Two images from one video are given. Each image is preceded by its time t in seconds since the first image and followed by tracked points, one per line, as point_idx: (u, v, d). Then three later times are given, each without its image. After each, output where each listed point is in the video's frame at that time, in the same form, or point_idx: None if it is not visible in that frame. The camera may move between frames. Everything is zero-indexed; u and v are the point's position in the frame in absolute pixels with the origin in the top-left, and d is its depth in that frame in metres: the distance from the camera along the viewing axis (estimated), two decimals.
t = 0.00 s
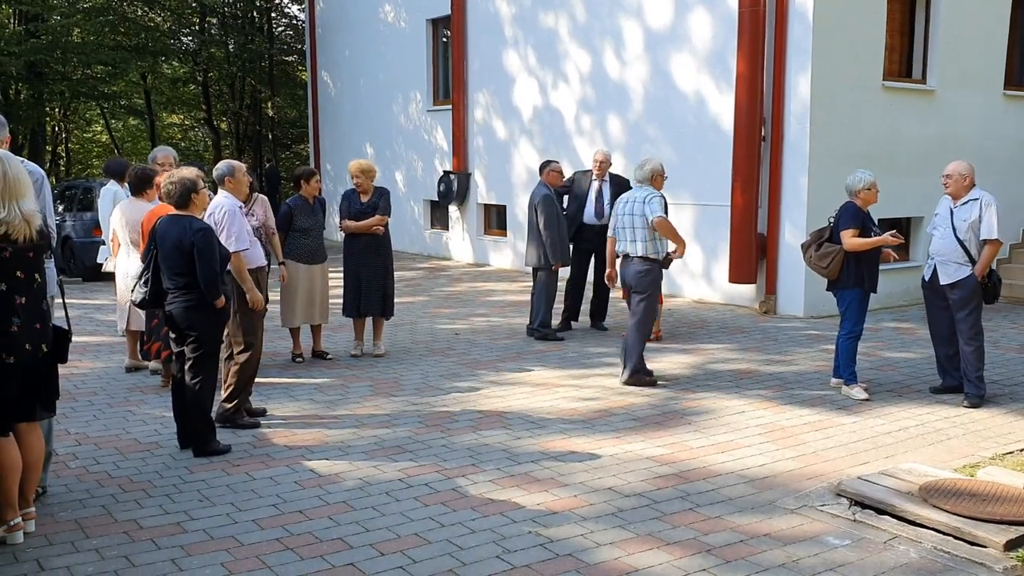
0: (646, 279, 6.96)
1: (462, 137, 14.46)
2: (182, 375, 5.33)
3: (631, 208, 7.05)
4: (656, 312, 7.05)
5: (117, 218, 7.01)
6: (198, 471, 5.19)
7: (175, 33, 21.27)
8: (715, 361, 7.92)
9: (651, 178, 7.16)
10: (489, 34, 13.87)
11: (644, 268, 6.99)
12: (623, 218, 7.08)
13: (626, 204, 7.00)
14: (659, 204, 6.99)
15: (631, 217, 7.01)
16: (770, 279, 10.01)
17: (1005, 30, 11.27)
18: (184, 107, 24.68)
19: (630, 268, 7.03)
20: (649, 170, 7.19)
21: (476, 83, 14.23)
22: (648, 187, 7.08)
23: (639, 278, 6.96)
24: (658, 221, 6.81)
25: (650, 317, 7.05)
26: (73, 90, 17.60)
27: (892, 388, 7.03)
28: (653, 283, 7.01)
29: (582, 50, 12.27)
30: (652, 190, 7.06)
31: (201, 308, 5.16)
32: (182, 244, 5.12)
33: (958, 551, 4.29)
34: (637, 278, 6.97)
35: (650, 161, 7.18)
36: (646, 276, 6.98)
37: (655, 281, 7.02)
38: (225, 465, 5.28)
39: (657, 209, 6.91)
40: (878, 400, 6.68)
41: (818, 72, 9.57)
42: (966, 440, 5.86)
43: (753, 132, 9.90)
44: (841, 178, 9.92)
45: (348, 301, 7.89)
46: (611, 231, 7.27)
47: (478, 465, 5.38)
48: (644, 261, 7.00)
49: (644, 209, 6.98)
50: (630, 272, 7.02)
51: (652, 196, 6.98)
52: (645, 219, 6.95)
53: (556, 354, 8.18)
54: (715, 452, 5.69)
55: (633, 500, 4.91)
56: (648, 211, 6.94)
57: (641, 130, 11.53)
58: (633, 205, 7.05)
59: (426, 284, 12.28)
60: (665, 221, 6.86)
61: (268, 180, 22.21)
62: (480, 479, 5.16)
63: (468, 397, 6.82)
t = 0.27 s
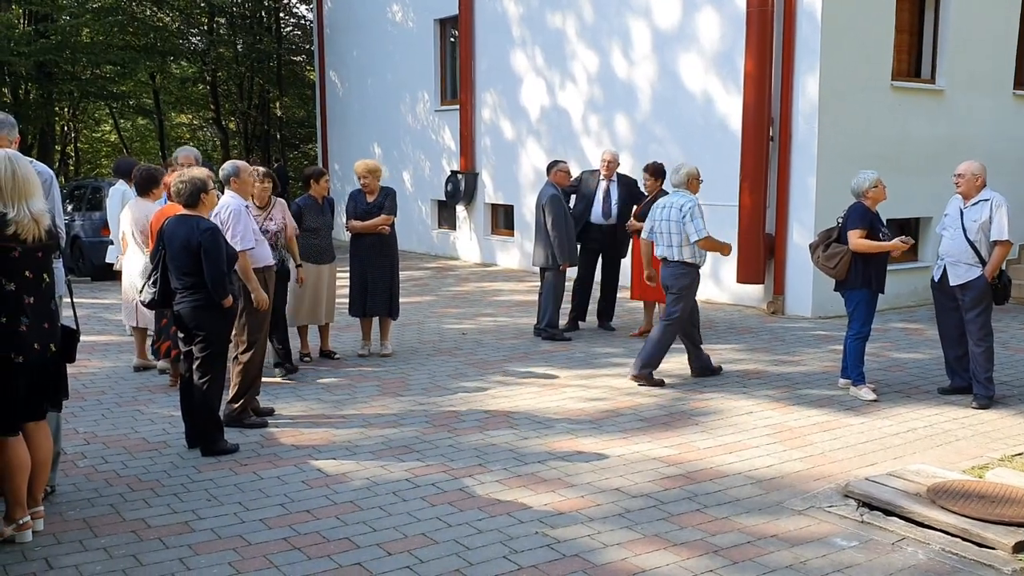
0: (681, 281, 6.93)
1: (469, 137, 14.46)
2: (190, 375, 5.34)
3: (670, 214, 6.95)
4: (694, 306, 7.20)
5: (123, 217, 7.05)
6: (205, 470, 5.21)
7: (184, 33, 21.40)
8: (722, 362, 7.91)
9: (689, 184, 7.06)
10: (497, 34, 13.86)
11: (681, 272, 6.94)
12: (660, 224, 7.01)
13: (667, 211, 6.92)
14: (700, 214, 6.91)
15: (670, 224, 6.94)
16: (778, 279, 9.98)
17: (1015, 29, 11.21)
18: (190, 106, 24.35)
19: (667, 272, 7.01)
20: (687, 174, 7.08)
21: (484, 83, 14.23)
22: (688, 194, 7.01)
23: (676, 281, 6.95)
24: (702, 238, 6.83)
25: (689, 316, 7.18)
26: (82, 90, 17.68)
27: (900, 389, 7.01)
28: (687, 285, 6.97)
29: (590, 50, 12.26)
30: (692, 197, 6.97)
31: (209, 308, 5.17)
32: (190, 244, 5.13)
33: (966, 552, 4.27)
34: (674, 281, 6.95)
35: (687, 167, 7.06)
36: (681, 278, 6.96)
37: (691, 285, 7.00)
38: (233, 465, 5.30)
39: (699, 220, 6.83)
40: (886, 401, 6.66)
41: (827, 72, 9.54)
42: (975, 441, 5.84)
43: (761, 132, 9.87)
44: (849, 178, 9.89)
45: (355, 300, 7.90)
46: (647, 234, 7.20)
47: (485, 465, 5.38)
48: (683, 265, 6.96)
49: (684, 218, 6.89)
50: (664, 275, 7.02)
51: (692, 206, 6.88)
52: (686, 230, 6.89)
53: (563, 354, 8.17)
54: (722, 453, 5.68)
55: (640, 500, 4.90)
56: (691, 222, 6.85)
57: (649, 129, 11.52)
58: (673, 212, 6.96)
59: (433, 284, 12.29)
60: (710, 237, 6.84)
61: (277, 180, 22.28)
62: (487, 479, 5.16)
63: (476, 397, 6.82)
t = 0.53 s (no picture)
0: (720, 278, 7.20)
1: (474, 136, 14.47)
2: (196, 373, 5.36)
3: (705, 210, 7.22)
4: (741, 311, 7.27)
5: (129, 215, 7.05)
6: (210, 468, 5.22)
7: (190, 31, 21.66)
8: (727, 363, 7.90)
9: (724, 181, 7.29)
10: (503, 33, 13.86)
11: (718, 268, 7.22)
12: (696, 221, 7.28)
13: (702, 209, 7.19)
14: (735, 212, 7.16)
15: (703, 220, 7.22)
16: (783, 280, 9.97)
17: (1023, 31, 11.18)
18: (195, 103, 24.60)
19: (704, 267, 7.28)
20: (722, 171, 7.30)
21: (489, 82, 14.24)
22: (722, 191, 7.25)
23: (712, 277, 7.22)
24: (737, 237, 7.11)
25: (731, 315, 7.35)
26: (89, 88, 17.73)
27: (905, 391, 7.00)
28: (728, 282, 7.22)
29: (595, 50, 12.25)
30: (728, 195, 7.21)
31: (214, 307, 5.18)
32: (195, 242, 5.13)
33: (971, 555, 4.26)
34: (710, 276, 7.22)
35: (723, 165, 7.27)
36: (718, 274, 7.22)
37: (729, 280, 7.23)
38: (237, 463, 5.30)
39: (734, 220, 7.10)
40: (891, 403, 6.65)
41: (833, 73, 9.52)
42: (980, 443, 5.83)
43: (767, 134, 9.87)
44: (854, 179, 9.87)
45: (359, 299, 7.91)
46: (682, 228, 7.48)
47: (489, 465, 5.39)
48: (718, 260, 7.23)
49: (720, 217, 7.14)
50: (701, 270, 7.29)
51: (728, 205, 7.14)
52: (720, 227, 7.15)
53: (567, 354, 8.17)
54: (727, 454, 5.67)
55: (644, 501, 4.90)
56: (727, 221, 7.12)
57: (654, 129, 11.51)
58: (707, 209, 7.23)
59: (438, 283, 12.29)
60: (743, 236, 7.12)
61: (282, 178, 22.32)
62: (492, 479, 5.17)
63: (480, 397, 6.83)
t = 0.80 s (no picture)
0: (757, 281, 7.15)
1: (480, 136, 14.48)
2: (200, 372, 5.37)
3: (741, 214, 7.09)
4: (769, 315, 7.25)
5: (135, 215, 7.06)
6: (215, 466, 5.23)
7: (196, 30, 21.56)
8: (732, 364, 7.89)
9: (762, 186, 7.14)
10: (509, 33, 13.86)
11: (755, 272, 7.17)
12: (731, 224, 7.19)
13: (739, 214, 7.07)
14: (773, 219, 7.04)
15: (738, 223, 7.12)
16: (788, 281, 9.96)
17: None
18: (203, 104, 24.93)
19: (739, 271, 7.21)
20: (761, 175, 7.15)
21: (495, 82, 14.24)
22: (760, 196, 7.13)
23: (748, 279, 7.16)
24: (772, 244, 7.02)
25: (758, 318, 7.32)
26: (95, 87, 17.75)
27: (910, 392, 6.99)
28: (762, 285, 7.18)
29: (602, 50, 12.24)
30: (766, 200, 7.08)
31: (220, 306, 5.18)
32: (201, 241, 5.14)
33: (977, 557, 4.26)
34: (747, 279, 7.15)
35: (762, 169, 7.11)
36: (755, 276, 7.17)
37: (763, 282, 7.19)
38: (242, 461, 5.31)
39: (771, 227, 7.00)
40: (896, 404, 6.64)
41: (839, 74, 9.51)
42: (985, 445, 5.82)
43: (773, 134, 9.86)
44: (860, 181, 9.86)
45: (364, 299, 7.92)
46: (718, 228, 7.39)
47: (494, 464, 5.39)
48: (755, 263, 7.18)
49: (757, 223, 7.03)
50: (737, 273, 7.21)
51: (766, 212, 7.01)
52: (757, 233, 7.06)
53: (572, 355, 8.17)
54: (732, 454, 5.67)
55: (649, 501, 4.90)
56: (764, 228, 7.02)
57: (660, 129, 11.50)
58: (744, 213, 7.11)
59: (442, 283, 12.29)
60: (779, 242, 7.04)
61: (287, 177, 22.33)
62: (497, 478, 5.17)
63: (485, 396, 6.83)
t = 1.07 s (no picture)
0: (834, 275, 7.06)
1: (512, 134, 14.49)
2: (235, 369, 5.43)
3: (814, 210, 7.01)
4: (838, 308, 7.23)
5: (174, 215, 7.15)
6: (250, 463, 5.28)
7: (232, 30, 21.79)
8: (766, 363, 7.83)
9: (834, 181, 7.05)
10: (541, 31, 13.85)
11: (830, 266, 7.06)
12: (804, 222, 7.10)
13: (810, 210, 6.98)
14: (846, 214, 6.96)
15: (812, 219, 7.01)
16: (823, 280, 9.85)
17: None
18: (237, 104, 25.24)
19: (815, 265, 7.14)
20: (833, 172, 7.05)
21: (527, 81, 14.24)
22: (833, 191, 7.04)
23: (825, 273, 7.08)
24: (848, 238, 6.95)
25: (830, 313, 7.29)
26: (132, 87, 18.01)
27: (947, 393, 6.89)
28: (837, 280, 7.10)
29: (634, 48, 12.20)
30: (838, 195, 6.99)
31: (255, 304, 5.24)
32: (237, 241, 5.19)
33: (1016, 561, 4.19)
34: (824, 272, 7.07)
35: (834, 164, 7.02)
36: (830, 271, 7.08)
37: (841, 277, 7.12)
38: (276, 458, 5.36)
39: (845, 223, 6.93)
40: (933, 406, 6.56)
41: (875, 72, 9.40)
42: None
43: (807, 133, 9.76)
44: (896, 179, 9.73)
45: (397, 297, 7.95)
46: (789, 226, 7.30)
47: (525, 463, 5.39)
48: (830, 257, 7.07)
49: (829, 219, 6.94)
50: (814, 268, 7.14)
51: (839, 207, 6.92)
52: (830, 229, 6.97)
53: (604, 354, 8.15)
54: (765, 455, 5.62)
55: (681, 502, 4.88)
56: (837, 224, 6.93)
57: (693, 128, 11.44)
58: (815, 210, 7.01)
59: (474, 282, 12.32)
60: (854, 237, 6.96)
61: (320, 177, 22.49)
62: (528, 477, 5.17)
63: (517, 395, 6.84)
